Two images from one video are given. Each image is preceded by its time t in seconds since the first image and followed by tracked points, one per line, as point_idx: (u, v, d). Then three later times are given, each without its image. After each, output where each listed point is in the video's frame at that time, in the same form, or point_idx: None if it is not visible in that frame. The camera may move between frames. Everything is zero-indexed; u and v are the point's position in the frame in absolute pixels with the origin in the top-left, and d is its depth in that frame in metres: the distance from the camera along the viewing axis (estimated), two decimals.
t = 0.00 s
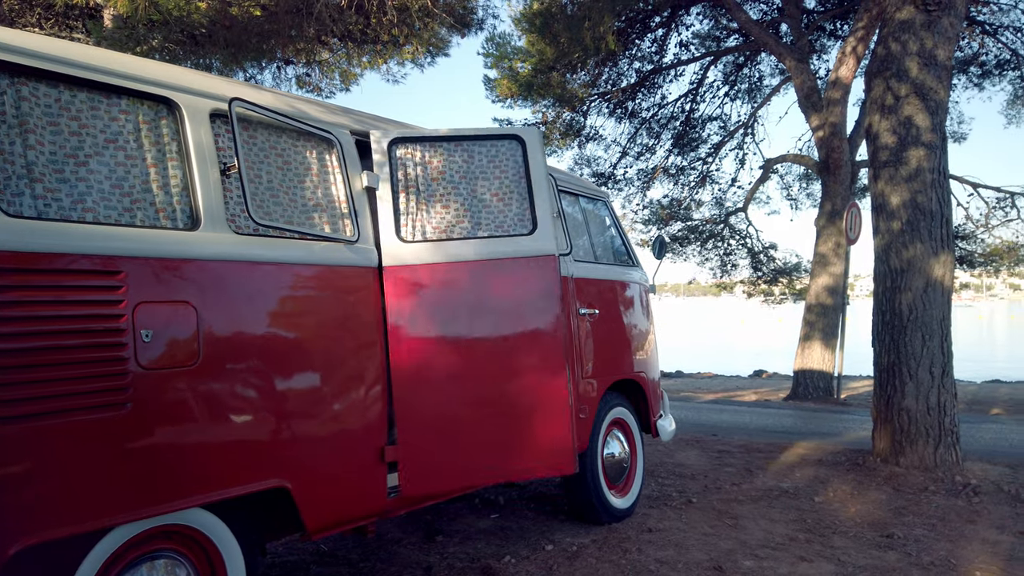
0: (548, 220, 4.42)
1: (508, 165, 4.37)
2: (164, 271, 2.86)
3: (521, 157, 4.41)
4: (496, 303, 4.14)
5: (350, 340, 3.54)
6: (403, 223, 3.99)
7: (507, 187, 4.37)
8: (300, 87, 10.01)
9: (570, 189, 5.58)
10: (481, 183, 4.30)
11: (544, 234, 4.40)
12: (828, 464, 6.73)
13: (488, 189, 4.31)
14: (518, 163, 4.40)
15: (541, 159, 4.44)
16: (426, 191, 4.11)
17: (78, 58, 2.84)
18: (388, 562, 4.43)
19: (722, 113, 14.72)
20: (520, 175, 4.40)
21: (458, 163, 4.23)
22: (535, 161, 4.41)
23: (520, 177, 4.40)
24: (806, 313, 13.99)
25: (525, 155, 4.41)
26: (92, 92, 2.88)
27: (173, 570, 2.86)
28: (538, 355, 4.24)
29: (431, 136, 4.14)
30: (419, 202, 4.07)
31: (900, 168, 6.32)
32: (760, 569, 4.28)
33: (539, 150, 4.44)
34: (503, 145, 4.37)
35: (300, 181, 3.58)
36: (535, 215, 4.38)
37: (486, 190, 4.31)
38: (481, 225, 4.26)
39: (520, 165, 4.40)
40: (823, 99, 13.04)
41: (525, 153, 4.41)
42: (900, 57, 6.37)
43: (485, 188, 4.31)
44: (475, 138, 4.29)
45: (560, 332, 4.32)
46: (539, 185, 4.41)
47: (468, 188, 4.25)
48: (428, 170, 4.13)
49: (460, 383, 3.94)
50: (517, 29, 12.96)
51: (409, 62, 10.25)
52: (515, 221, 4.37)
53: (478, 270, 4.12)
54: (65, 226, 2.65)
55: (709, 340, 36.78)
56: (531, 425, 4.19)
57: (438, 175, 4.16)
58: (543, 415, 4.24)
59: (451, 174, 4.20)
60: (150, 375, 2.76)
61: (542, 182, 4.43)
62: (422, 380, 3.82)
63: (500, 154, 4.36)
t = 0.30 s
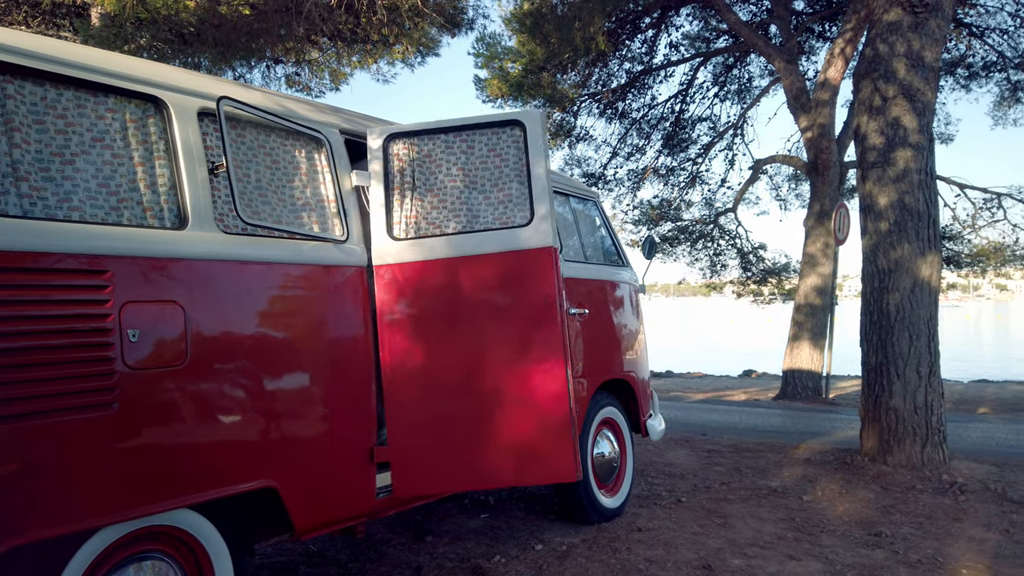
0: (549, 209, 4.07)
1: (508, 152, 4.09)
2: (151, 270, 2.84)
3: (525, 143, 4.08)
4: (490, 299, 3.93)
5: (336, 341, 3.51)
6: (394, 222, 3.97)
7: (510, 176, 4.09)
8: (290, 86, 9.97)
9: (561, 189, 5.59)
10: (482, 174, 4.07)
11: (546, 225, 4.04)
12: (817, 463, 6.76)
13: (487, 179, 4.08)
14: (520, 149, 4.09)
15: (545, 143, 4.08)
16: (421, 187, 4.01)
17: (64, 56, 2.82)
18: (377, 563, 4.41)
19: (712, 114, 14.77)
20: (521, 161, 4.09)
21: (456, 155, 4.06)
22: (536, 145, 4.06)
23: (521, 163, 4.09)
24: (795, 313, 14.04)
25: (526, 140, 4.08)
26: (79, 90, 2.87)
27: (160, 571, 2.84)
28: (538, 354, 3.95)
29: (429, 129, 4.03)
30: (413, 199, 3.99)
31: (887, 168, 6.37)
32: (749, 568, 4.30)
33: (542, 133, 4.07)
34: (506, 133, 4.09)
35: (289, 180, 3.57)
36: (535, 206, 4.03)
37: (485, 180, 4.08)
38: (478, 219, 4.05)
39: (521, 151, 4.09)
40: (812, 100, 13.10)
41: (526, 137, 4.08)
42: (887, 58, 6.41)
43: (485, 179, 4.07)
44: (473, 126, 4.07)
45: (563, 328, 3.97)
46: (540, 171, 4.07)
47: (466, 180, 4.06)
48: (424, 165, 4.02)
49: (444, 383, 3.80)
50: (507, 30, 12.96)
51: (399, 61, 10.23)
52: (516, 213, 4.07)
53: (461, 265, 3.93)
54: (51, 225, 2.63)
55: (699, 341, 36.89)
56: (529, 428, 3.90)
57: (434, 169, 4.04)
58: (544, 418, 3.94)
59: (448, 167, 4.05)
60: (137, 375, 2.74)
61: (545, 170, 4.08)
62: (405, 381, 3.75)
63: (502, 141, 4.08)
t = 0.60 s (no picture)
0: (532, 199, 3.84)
1: (494, 140, 3.91)
2: (136, 269, 2.82)
3: (510, 131, 3.88)
4: (469, 297, 3.79)
5: (321, 341, 3.48)
6: (384, 219, 3.92)
7: (495, 167, 3.90)
8: (278, 85, 9.95)
9: (549, 188, 5.58)
10: (469, 166, 3.94)
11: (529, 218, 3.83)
12: (805, 462, 6.79)
13: (474, 171, 3.93)
14: (505, 137, 3.89)
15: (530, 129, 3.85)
16: (410, 182, 3.95)
17: (47, 53, 2.79)
18: (365, 563, 4.40)
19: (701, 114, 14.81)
20: (507, 150, 3.89)
21: (444, 147, 3.96)
22: (521, 132, 3.84)
23: (507, 152, 3.89)
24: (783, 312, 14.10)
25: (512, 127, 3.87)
26: (63, 87, 2.85)
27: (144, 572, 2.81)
28: (519, 356, 3.77)
29: (418, 121, 3.95)
30: (401, 194, 3.94)
31: (875, 169, 6.41)
32: (737, 567, 4.31)
33: (527, 118, 3.84)
34: (493, 120, 3.91)
35: (277, 179, 3.55)
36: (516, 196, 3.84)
37: (471, 173, 3.93)
38: (463, 213, 3.91)
39: (506, 139, 3.89)
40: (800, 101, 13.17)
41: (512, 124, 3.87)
42: (874, 59, 6.45)
43: (471, 171, 3.93)
44: (460, 116, 3.93)
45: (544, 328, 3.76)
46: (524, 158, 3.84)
47: (453, 173, 3.94)
48: (412, 159, 3.95)
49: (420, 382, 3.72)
50: (497, 29, 12.95)
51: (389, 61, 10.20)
52: (502, 205, 3.89)
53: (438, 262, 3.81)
54: (35, 224, 2.60)
55: (688, 340, 37.01)
56: (503, 427, 3.74)
57: (421, 162, 3.95)
58: (525, 421, 3.77)
59: (436, 161, 3.96)
60: (121, 375, 2.72)
61: (528, 159, 3.85)
62: (387, 380, 3.71)
63: (489, 130, 3.91)
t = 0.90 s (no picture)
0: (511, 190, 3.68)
1: (476, 133, 3.78)
2: (122, 269, 2.80)
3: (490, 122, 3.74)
4: (446, 294, 3.68)
5: (302, 339, 3.44)
6: (371, 217, 3.87)
7: (477, 160, 3.78)
8: (266, 84, 9.92)
9: (538, 188, 5.58)
10: (452, 160, 3.83)
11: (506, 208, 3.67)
12: (792, 461, 6.83)
13: (456, 165, 3.82)
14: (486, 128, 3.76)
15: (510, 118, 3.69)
16: (394, 179, 3.88)
17: (30, 50, 2.76)
18: (353, 564, 4.39)
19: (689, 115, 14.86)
20: (487, 142, 3.75)
21: (429, 142, 3.87)
22: (501, 122, 3.70)
23: (487, 144, 3.75)
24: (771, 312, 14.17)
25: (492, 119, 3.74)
26: (47, 85, 2.82)
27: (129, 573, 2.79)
28: (495, 353, 3.64)
29: (403, 116, 3.90)
30: (386, 192, 3.88)
31: (860, 170, 6.45)
32: (724, 565, 4.33)
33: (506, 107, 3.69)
34: (475, 111, 3.79)
35: (263, 178, 3.54)
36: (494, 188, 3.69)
37: (454, 167, 3.82)
38: (445, 208, 3.80)
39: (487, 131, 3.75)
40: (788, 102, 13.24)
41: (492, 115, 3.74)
42: (860, 60, 6.50)
43: (453, 164, 3.82)
44: (443, 109, 3.84)
45: (521, 325, 3.60)
46: (502, 148, 3.69)
47: (437, 168, 3.85)
48: (397, 155, 3.90)
49: (400, 381, 3.66)
50: (485, 29, 12.93)
51: (377, 60, 10.17)
52: (482, 197, 3.75)
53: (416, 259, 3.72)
54: (19, 222, 2.58)
55: (677, 340, 37.13)
56: (480, 428, 3.63)
57: (405, 158, 3.89)
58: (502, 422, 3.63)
59: (420, 156, 3.88)
60: (104, 375, 2.70)
61: (506, 148, 3.70)
62: (369, 379, 3.67)
63: (471, 122, 3.79)
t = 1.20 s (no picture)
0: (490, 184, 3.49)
1: (457, 128, 3.64)
2: (109, 269, 2.78)
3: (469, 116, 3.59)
4: (425, 292, 3.57)
5: (289, 340, 3.42)
6: (359, 217, 3.85)
7: (457, 155, 3.64)
8: (256, 83, 9.89)
9: (528, 188, 5.57)
10: (436, 157, 3.73)
11: (483, 202, 3.49)
12: (781, 461, 6.85)
13: (439, 162, 3.71)
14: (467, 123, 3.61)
15: (488, 111, 3.52)
16: (382, 177, 3.85)
17: (15, 48, 2.74)
18: (342, 565, 4.37)
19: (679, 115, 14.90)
20: (467, 136, 3.60)
21: (414, 139, 3.79)
22: (479, 115, 3.53)
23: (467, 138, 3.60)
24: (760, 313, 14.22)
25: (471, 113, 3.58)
26: (33, 84, 2.80)
27: None
28: (472, 351, 3.46)
29: (391, 114, 3.84)
30: (373, 190, 3.85)
31: (849, 171, 6.49)
32: (713, 565, 4.34)
33: (484, 100, 3.52)
34: (457, 105, 3.66)
35: (252, 178, 3.53)
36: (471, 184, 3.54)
37: (436, 164, 3.71)
38: (429, 206, 3.70)
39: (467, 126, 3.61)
40: (777, 103, 13.31)
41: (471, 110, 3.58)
42: (849, 61, 6.53)
43: (436, 161, 3.71)
44: (427, 105, 3.74)
45: (498, 321, 3.41)
46: (480, 142, 3.52)
47: (421, 166, 3.76)
48: (384, 153, 3.85)
49: (384, 383, 3.60)
50: (476, 29, 12.93)
51: (367, 59, 10.14)
52: (463, 193, 3.60)
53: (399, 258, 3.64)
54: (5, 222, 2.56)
55: (667, 340, 37.23)
56: (459, 428, 3.47)
57: (391, 156, 3.84)
58: (480, 423, 3.45)
59: (406, 154, 3.81)
60: (91, 375, 2.68)
61: (484, 140, 3.52)
62: (357, 380, 3.63)
63: (452, 117, 3.66)
